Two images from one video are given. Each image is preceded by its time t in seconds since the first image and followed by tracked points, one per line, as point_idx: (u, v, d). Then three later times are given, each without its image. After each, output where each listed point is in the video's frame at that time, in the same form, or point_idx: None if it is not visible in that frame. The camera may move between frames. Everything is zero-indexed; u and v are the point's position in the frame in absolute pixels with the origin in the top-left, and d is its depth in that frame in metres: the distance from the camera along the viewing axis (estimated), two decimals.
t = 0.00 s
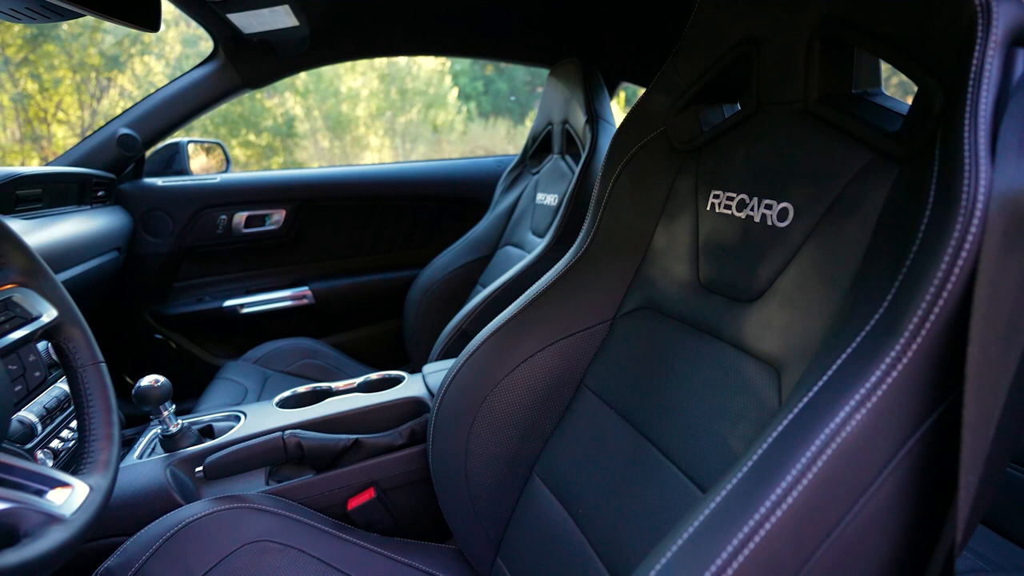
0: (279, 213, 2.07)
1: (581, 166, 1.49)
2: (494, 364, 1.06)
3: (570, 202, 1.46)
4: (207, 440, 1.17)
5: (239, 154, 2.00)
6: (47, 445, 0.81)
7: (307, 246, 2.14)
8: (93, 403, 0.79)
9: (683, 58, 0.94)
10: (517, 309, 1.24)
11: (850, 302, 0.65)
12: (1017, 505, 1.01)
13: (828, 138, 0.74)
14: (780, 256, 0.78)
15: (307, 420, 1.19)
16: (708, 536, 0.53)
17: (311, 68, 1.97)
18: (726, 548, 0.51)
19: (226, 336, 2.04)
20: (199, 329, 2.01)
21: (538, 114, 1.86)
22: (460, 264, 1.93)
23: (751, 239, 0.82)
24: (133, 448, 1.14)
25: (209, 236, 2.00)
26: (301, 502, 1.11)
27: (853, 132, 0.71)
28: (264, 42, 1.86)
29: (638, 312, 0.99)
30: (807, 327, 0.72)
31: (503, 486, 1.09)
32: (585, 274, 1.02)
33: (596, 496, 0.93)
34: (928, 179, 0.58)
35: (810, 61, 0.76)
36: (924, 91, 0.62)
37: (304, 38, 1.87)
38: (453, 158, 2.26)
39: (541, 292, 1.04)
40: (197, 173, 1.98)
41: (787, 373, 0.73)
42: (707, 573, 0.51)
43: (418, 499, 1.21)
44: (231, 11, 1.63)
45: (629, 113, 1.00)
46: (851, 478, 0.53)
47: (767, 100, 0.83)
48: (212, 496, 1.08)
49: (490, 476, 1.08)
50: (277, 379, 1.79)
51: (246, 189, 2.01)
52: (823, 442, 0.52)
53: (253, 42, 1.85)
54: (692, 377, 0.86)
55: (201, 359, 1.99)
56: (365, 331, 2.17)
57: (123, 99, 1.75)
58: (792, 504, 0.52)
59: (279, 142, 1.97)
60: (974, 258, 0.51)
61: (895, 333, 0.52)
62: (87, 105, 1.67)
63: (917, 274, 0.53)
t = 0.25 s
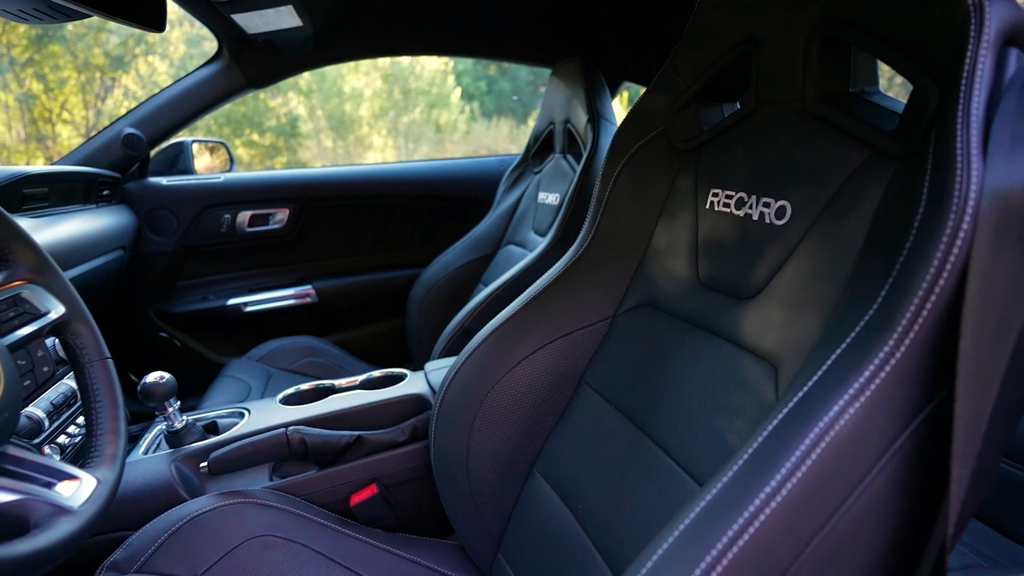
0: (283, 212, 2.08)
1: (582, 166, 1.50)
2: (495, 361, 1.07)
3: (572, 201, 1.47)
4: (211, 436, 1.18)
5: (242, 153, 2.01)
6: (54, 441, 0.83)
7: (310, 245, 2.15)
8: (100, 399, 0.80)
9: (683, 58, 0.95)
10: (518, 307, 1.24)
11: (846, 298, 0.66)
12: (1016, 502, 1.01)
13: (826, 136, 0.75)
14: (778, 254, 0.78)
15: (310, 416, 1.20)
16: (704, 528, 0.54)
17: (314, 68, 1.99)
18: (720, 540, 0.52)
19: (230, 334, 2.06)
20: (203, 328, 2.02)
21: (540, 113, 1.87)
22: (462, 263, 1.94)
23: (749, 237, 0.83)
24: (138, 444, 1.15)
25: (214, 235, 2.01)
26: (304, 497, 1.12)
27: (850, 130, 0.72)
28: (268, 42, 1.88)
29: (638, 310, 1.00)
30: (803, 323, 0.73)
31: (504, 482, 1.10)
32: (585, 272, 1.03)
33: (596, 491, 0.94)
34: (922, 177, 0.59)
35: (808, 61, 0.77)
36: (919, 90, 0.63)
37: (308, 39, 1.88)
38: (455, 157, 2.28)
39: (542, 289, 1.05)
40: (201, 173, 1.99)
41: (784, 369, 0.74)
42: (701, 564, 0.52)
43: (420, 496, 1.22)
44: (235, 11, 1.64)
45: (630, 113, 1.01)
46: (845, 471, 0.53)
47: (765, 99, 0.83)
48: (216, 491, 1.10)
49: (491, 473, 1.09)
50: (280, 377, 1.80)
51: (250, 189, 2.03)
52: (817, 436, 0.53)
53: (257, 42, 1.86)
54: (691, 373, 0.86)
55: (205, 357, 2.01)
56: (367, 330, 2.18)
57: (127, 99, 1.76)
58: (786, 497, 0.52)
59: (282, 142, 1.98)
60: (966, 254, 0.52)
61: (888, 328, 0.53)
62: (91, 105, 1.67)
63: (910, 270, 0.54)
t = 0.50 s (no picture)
0: (287, 212, 2.10)
1: (584, 166, 1.51)
2: (497, 360, 1.08)
3: (573, 201, 1.48)
4: (216, 433, 1.19)
5: (246, 153, 2.04)
6: (62, 437, 0.83)
7: (314, 244, 2.16)
8: (108, 395, 0.81)
9: (682, 60, 0.96)
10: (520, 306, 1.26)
11: (841, 297, 0.67)
12: (1014, 500, 1.02)
13: (822, 136, 0.76)
14: (775, 253, 0.79)
15: (314, 413, 1.21)
16: (700, 521, 0.55)
17: (317, 68, 2.00)
18: (715, 533, 0.54)
19: (234, 333, 2.07)
20: (208, 326, 2.04)
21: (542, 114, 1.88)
22: (465, 262, 1.96)
23: (747, 236, 0.84)
24: (145, 441, 1.16)
25: (218, 235, 2.03)
26: (308, 494, 1.14)
27: (846, 131, 0.73)
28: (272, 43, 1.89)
29: (638, 309, 1.01)
30: (800, 321, 0.74)
31: (505, 478, 1.11)
32: (586, 271, 1.04)
33: (596, 488, 0.95)
34: (915, 177, 0.60)
35: (805, 62, 0.78)
36: (913, 92, 0.64)
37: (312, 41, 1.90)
38: (457, 157, 2.29)
39: (543, 288, 1.06)
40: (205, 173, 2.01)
41: (781, 366, 0.75)
42: (696, 556, 0.53)
43: (423, 492, 1.23)
44: (240, 13, 1.66)
45: (630, 114, 1.02)
46: (838, 465, 0.55)
47: (763, 100, 0.85)
48: (222, 487, 1.11)
49: (493, 469, 1.10)
50: (284, 375, 1.81)
51: (254, 188, 2.04)
52: (810, 431, 0.54)
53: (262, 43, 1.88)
54: (690, 371, 0.87)
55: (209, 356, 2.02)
56: (371, 329, 2.19)
57: (130, 99, 1.77)
58: (780, 491, 0.54)
59: (285, 142, 2.00)
60: (956, 253, 0.53)
61: (880, 326, 0.54)
62: (95, 105, 1.68)
63: (903, 269, 0.55)
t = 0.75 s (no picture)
0: (290, 213, 2.12)
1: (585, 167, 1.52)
2: (498, 359, 1.09)
3: (574, 201, 1.50)
4: (221, 431, 1.21)
5: (249, 153, 2.04)
6: (70, 434, 0.84)
7: (317, 244, 2.18)
8: (116, 392, 0.83)
9: (682, 63, 0.97)
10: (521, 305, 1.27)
11: (835, 297, 0.69)
12: (1010, 498, 1.03)
13: (818, 139, 0.78)
14: (772, 254, 0.81)
15: (317, 412, 1.23)
16: (695, 516, 0.57)
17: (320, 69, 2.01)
18: (710, 527, 0.55)
19: (238, 332, 2.09)
20: (212, 326, 2.05)
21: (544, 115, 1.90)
22: (467, 263, 1.97)
23: (745, 237, 0.85)
24: (151, 439, 1.18)
25: (222, 235, 2.05)
26: (312, 491, 1.15)
27: (841, 134, 0.75)
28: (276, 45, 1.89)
29: (638, 309, 1.03)
30: (795, 320, 0.75)
31: (506, 476, 1.12)
32: (586, 271, 1.06)
33: (595, 485, 0.97)
34: (907, 180, 0.61)
35: (801, 66, 0.79)
36: (905, 96, 0.65)
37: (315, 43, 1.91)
38: (459, 158, 2.31)
39: (544, 288, 1.07)
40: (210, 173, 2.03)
41: (777, 365, 0.77)
42: (691, 549, 0.55)
43: (425, 490, 1.24)
44: (245, 15, 1.67)
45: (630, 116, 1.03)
46: (830, 462, 0.56)
47: (761, 103, 0.86)
48: (226, 484, 1.12)
49: (494, 467, 1.12)
50: (287, 374, 1.83)
51: (258, 189, 2.06)
52: (803, 428, 0.55)
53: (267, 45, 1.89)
54: (688, 370, 0.89)
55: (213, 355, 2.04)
56: (373, 329, 2.21)
57: (134, 99, 1.78)
58: (773, 486, 0.55)
59: (288, 142, 2.01)
60: (946, 255, 0.54)
61: (872, 325, 0.56)
62: (99, 105, 1.69)
63: (894, 270, 0.56)
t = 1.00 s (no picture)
0: (293, 213, 2.13)
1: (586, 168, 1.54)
2: (500, 358, 1.11)
3: (575, 202, 1.51)
4: (226, 429, 1.22)
5: (252, 153, 2.07)
6: (78, 432, 0.88)
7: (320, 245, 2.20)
8: (124, 390, 0.84)
9: (680, 67, 0.99)
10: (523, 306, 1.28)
11: (829, 298, 0.70)
12: (1004, 497, 1.04)
13: (813, 142, 0.79)
14: (769, 255, 0.82)
15: (321, 410, 1.24)
16: (690, 511, 0.58)
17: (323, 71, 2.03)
18: (705, 522, 0.56)
19: (242, 332, 2.10)
20: (216, 325, 2.07)
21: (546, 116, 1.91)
22: (469, 263, 1.98)
23: (742, 239, 0.87)
24: (157, 437, 1.20)
25: (226, 235, 2.06)
26: (315, 489, 1.17)
27: (835, 137, 0.76)
28: (280, 48, 1.92)
29: (637, 309, 1.04)
30: (791, 321, 0.77)
31: (507, 474, 1.14)
32: (587, 272, 1.07)
33: (594, 483, 0.98)
34: (899, 183, 0.63)
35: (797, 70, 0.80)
36: (897, 101, 0.67)
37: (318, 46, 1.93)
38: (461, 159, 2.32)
39: (545, 289, 1.08)
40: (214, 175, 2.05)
41: (773, 365, 0.78)
42: (687, 543, 0.56)
43: (427, 488, 1.26)
44: (249, 18, 1.69)
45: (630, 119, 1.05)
46: (823, 459, 0.57)
47: (758, 106, 0.87)
48: (231, 482, 1.14)
49: (495, 465, 1.13)
50: (291, 374, 1.84)
51: (262, 190, 2.08)
52: (796, 426, 0.57)
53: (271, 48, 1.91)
54: (686, 369, 0.90)
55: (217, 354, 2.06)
56: (375, 329, 2.22)
57: (137, 99, 1.78)
58: (766, 482, 0.56)
59: (291, 142, 2.03)
60: (935, 256, 0.56)
61: (864, 325, 0.57)
62: (102, 105, 1.70)
63: (886, 272, 0.58)
